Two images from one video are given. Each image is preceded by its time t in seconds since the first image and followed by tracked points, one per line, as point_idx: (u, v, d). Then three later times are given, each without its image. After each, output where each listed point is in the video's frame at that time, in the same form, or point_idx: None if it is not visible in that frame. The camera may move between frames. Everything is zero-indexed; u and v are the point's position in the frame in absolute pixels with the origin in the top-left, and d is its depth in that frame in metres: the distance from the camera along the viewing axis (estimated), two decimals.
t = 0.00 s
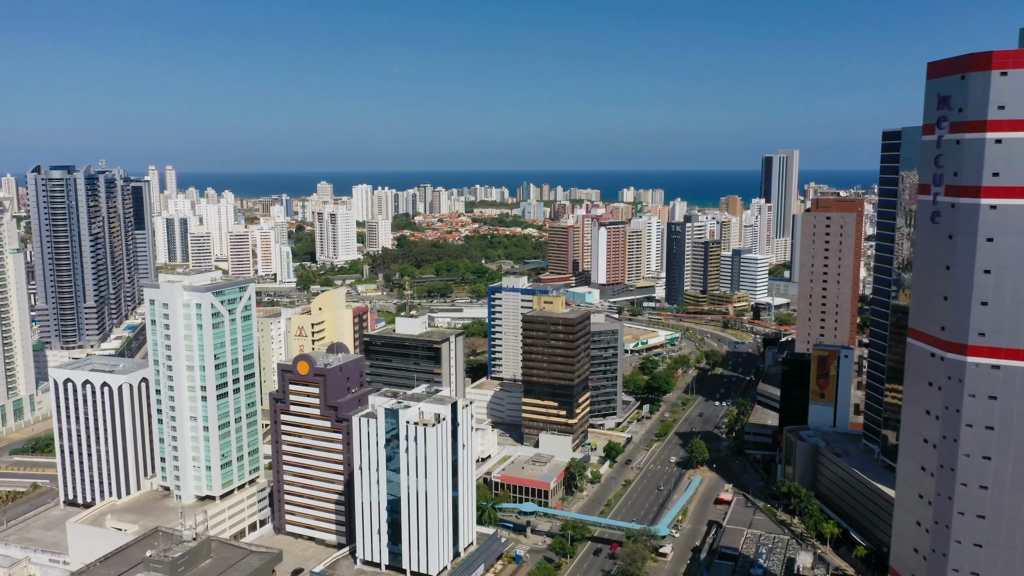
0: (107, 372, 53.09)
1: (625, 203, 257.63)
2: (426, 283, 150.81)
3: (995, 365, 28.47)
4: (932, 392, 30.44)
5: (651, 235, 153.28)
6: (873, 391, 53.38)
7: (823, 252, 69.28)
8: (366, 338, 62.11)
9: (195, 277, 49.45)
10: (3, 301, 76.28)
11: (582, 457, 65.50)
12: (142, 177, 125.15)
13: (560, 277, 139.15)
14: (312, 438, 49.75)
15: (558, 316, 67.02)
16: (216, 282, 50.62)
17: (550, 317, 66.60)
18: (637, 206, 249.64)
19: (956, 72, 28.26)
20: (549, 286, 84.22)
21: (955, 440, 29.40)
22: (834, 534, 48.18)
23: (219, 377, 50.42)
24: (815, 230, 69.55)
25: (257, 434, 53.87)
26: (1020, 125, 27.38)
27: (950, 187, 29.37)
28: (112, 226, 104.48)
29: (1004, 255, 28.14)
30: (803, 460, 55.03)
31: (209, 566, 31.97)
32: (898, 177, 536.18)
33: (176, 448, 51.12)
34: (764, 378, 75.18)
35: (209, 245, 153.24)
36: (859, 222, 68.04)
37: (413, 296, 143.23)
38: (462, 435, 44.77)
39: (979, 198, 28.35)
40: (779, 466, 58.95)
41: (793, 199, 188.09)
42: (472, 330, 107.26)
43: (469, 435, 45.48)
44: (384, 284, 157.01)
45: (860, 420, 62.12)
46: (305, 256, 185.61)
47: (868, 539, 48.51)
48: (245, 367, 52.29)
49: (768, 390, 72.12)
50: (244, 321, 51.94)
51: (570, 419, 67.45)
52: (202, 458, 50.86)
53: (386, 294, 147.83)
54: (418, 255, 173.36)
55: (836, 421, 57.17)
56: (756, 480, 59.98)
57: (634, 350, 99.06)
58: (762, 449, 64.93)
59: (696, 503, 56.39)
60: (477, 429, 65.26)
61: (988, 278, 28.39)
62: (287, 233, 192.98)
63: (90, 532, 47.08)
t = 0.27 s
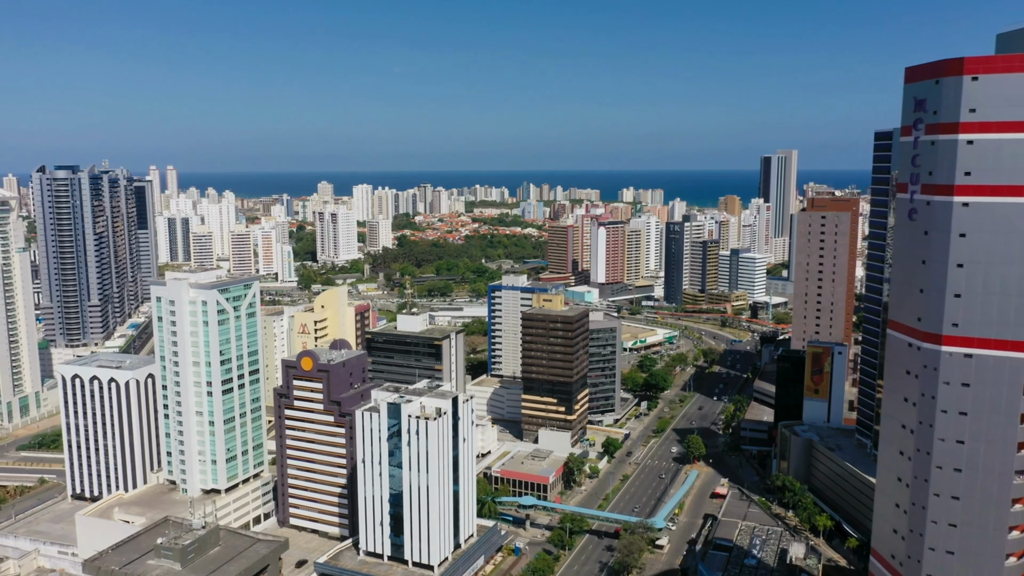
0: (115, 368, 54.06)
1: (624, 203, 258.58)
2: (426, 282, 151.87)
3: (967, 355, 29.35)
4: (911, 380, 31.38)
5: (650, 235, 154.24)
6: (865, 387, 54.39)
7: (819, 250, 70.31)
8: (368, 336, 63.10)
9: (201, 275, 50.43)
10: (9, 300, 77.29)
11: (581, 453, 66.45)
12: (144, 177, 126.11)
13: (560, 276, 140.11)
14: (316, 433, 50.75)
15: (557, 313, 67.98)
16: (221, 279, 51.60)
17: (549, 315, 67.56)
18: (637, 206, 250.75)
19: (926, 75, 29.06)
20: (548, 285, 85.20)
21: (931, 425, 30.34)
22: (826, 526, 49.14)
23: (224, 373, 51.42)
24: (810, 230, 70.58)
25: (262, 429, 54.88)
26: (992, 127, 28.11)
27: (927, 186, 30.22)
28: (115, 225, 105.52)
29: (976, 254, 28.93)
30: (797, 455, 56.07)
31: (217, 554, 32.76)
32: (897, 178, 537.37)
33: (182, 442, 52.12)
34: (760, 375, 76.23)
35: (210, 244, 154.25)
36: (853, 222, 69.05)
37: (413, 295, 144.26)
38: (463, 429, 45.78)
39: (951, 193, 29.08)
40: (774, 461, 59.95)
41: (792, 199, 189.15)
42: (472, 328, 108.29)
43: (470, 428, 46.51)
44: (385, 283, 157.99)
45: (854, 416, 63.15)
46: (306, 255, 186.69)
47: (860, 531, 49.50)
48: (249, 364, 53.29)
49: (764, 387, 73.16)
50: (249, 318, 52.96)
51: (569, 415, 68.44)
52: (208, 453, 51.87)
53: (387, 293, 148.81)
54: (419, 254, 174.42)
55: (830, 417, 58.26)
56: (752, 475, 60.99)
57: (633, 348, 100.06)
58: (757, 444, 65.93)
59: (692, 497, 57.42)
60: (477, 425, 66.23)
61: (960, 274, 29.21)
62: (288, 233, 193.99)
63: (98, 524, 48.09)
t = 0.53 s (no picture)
0: (122, 363, 55.12)
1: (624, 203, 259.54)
2: (427, 282, 152.94)
3: (940, 344, 28.92)
4: (889, 368, 30.87)
5: (649, 235, 155.22)
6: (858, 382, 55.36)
7: (814, 249, 71.41)
8: (371, 333, 64.19)
9: (207, 272, 51.49)
10: (16, 297, 78.44)
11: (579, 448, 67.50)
12: (147, 177, 127.15)
13: (559, 274, 141.09)
14: (320, 427, 51.84)
15: (556, 311, 68.97)
16: (226, 277, 52.66)
17: (549, 312, 68.58)
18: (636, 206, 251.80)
19: (907, 79, 28.76)
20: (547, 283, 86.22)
21: (908, 411, 29.84)
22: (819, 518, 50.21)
23: (230, 369, 52.52)
24: (805, 228, 71.68)
25: (266, 424, 55.95)
26: (970, 129, 27.62)
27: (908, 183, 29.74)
28: (119, 224, 106.58)
29: (951, 249, 28.38)
30: (792, 449, 57.13)
31: (226, 541, 33.89)
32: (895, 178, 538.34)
33: (188, 436, 53.19)
34: (756, 373, 77.37)
35: (212, 243, 155.28)
36: (848, 220, 70.11)
37: (414, 294, 145.31)
38: (464, 423, 46.86)
39: (926, 190, 28.65)
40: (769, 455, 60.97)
41: (790, 199, 190.18)
42: (472, 326, 109.41)
43: (471, 422, 47.58)
44: (386, 282, 159.04)
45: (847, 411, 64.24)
46: (307, 255, 187.76)
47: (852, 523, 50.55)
48: (254, 359, 54.39)
49: (760, 384, 74.26)
50: (254, 314, 54.03)
51: (567, 411, 69.53)
52: (214, 446, 52.96)
53: (387, 292, 149.84)
54: (419, 254, 175.51)
55: (824, 412, 59.27)
56: (747, 469, 62.04)
57: (631, 346, 101.12)
58: (753, 440, 66.99)
59: (689, 491, 58.51)
60: (477, 421, 67.28)
61: (933, 269, 28.73)
62: (289, 233, 195.09)
63: (107, 515, 49.21)
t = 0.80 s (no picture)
0: (129, 359, 56.18)
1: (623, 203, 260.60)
2: (427, 281, 154.02)
3: (918, 334, 27.44)
4: (867, 358, 29.28)
5: (648, 234, 156.18)
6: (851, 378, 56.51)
7: (809, 247, 72.48)
8: (373, 330, 65.30)
9: (213, 270, 52.58)
10: (23, 295, 79.46)
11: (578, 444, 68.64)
12: (150, 176, 128.22)
13: (559, 273, 142.17)
14: (324, 421, 52.94)
15: (555, 309, 69.97)
16: (232, 274, 53.75)
17: (548, 310, 69.60)
18: (636, 205, 253.05)
19: (884, 82, 27.20)
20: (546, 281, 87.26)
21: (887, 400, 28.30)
22: (813, 511, 51.35)
23: (235, 364, 53.60)
24: (801, 227, 72.73)
25: (271, 419, 57.04)
26: (948, 131, 26.21)
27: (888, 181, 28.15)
28: (123, 223, 107.66)
29: (928, 241, 26.93)
30: (786, 444, 58.27)
31: (235, 529, 35.02)
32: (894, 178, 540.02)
33: (195, 431, 54.28)
34: (753, 370, 78.48)
35: (214, 243, 156.40)
36: (843, 220, 71.14)
37: (415, 293, 146.38)
38: (465, 417, 47.97)
39: (903, 190, 27.10)
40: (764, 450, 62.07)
41: (789, 199, 191.21)
42: (473, 325, 110.56)
43: (471, 416, 48.67)
44: (386, 281, 160.18)
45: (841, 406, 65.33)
46: (308, 254, 188.87)
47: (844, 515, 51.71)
48: (259, 356, 55.50)
49: (756, 380, 75.36)
50: (258, 311, 55.12)
51: (566, 407, 70.61)
52: (220, 440, 54.03)
53: (388, 290, 150.97)
54: (420, 253, 176.64)
55: (818, 407, 60.41)
56: (743, 464, 63.13)
57: (630, 344, 102.28)
58: (749, 435, 68.11)
59: (685, 485, 59.57)
60: (477, 417, 68.34)
61: (909, 264, 27.27)
62: (290, 232, 196.28)
63: (116, 507, 50.32)
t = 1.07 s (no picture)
0: (136, 355, 57.25)
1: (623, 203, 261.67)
2: (428, 280, 155.11)
3: (895, 325, 23.61)
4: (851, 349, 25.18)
5: (647, 234, 156.97)
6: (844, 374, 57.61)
7: (805, 246, 73.53)
8: (375, 327, 66.42)
9: (219, 268, 53.64)
10: (29, 294, 80.49)
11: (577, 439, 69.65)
12: (153, 176, 129.30)
13: (559, 273, 143.27)
14: (327, 416, 54.02)
15: (554, 307, 70.99)
16: (237, 272, 54.82)
17: (547, 308, 70.61)
18: (635, 205, 254.32)
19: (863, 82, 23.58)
20: (545, 280, 88.29)
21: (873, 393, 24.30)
22: (806, 504, 52.48)
23: (241, 360, 54.69)
24: (796, 226, 73.77)
25: (275, 414, 58.16)
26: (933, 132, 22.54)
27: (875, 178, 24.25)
28: (127, 223, 108.81)
29: (909, 233, 23.19)
30: (781, 438, 59.41)
31: (243, 518, 36.06)
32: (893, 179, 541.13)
33: (201, 425, 55.37)
34: (749, 367, 79.59)
35: (216, 242, 157.51)
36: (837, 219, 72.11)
37: (415, 292, 147.45)
38: (466, 412, 49.08)
39: (881, 191, 23.44)
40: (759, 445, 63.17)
41: (788, 199, 192.13)
42: (473, 323, 111.74)
43: (472, 411, 49.78)
44: (387, 280, 161.32)
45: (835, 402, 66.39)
46: (310, 253, 190.04)
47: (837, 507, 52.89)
48: (263, 352, 56.59)
49: (752, 377, 76.45)
50: (263, 309, 56.19)
51: (565, 403, 71.70)
52: (225, 435, 55.13)
53: (389, 289, 152.08)
54: (420, 253, 177.78)
55: (813, 403, 61.45)
56: (738, 459, 64.23)
57: (629, 342, 103.40)
58: (745, 430, 69.21)
59: (682, 479, 60.63)
60: (478, 413, 69.41)
61: (888, 261, 23.56)
62: (291, 231, 197.41)
63: (125, 500, 51.41)
